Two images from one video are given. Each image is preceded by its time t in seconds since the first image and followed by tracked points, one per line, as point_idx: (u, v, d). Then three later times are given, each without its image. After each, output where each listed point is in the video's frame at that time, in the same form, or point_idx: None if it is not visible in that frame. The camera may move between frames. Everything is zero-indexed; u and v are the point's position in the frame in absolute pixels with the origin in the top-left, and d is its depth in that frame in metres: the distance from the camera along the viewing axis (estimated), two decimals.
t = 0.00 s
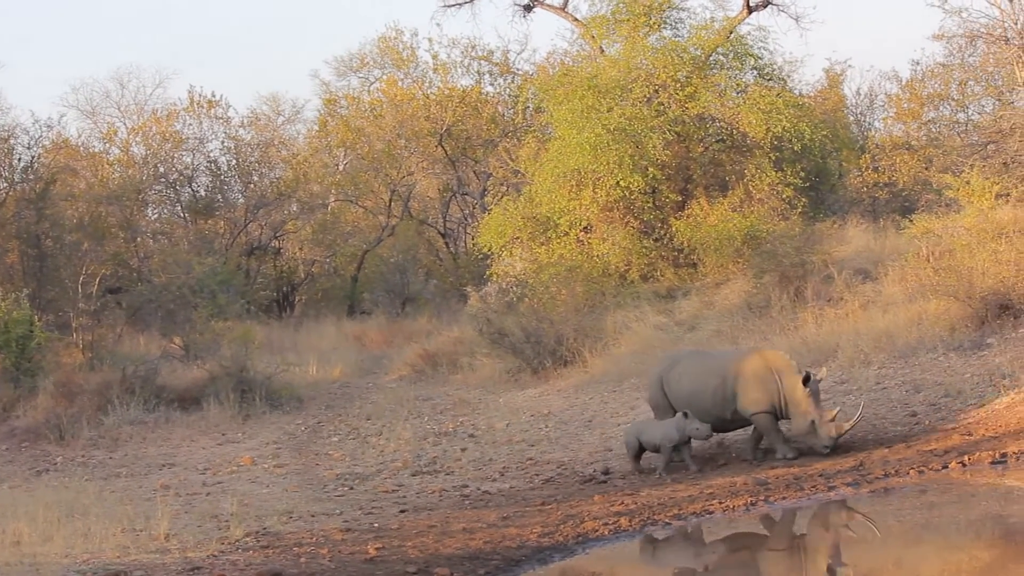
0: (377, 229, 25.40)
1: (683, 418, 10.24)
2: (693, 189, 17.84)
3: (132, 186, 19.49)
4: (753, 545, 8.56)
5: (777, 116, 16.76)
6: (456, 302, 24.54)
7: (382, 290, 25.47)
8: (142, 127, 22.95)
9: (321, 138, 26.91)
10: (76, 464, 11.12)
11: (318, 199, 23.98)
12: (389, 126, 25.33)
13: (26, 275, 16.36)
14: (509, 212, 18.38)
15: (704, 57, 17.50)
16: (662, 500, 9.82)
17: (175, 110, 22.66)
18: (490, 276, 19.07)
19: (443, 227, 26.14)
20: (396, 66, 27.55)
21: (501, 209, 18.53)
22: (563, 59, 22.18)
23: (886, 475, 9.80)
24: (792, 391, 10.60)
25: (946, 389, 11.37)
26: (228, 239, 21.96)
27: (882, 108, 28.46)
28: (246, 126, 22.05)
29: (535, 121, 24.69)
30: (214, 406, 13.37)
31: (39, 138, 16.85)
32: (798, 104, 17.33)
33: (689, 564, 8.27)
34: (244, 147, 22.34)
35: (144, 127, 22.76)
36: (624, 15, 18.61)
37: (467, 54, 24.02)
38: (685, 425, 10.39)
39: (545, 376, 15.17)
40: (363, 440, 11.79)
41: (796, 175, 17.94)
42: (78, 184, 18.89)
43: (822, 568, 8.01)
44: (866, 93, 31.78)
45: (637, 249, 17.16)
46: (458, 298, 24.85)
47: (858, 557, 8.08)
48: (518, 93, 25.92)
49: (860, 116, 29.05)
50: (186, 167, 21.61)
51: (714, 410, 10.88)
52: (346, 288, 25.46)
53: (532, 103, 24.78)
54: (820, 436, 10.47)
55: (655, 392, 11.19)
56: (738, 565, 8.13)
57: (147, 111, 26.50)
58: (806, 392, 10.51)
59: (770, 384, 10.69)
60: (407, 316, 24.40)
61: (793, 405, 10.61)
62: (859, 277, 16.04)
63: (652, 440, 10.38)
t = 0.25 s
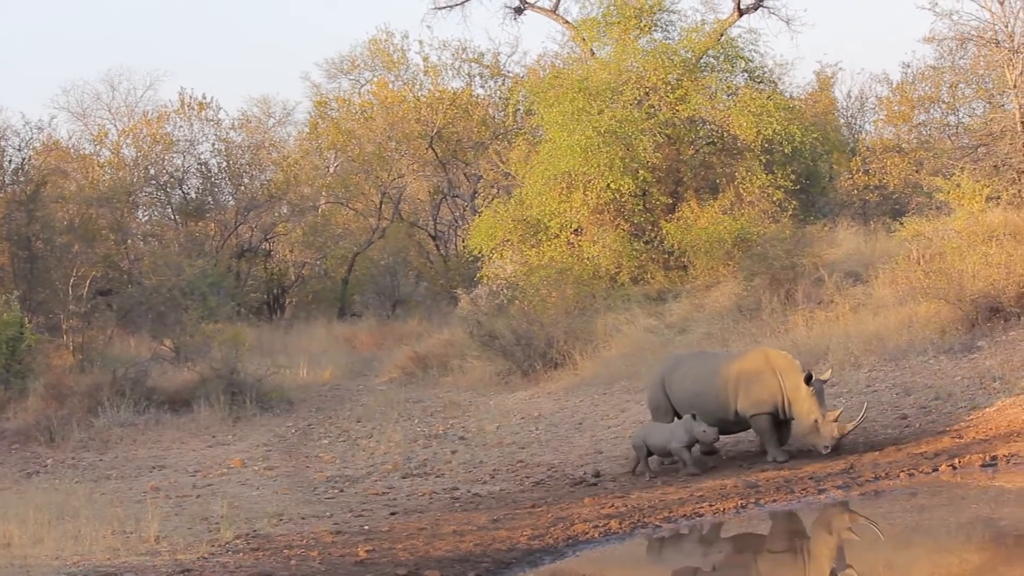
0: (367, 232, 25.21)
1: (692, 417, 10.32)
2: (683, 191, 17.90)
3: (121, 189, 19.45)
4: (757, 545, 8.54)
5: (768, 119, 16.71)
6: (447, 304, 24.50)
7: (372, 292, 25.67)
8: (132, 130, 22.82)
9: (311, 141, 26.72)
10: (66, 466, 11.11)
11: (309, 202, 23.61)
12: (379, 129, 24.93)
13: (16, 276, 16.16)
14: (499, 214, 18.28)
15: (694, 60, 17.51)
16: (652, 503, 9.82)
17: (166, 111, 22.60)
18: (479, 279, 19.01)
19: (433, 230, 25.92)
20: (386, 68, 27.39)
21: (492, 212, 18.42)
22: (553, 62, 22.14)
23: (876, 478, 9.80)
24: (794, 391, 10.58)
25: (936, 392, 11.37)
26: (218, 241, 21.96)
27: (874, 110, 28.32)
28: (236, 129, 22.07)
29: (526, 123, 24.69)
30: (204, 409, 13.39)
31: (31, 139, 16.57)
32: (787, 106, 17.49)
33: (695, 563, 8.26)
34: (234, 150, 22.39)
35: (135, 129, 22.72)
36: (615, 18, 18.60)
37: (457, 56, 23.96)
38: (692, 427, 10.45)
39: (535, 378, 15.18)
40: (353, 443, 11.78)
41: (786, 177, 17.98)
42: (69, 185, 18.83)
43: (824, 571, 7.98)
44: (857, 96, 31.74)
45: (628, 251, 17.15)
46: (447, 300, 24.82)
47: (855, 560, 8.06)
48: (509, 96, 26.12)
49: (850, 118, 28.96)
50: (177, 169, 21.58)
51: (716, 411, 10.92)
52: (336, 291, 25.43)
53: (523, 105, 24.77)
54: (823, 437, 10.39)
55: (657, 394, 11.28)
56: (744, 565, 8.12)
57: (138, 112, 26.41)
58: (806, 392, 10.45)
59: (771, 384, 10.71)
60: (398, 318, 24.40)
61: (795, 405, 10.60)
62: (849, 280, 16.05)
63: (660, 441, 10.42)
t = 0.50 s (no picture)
0: (351, 232, 25.35)
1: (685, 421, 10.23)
2: (667, 192, 17.83)
3: (105, 189, 18.99)
4: (753, 544, 8.52)
5: (752, 120, 16.89)
6: (429, 305, 24.40)
7: (355, 292, 25.63)
8: (115, 130, 22.43)
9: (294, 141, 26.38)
10: (50, 467, 11.12)
11: (293, 203, 24.22)
12: (364, 130, 24.64)
13: None
14: (483, 215, 18.25)
15: (678, 61, 17.56)
16: (636, 504, 9.82)
17: (151, 112, 22.42)
18: (463, 280, 18.95)
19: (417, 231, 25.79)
20: (370, 70, 26.92)
21: (476, 212, 18.42)
22: (538, 63, 22.08)
23: (860, 479, 9.81)
24: (792, 391, 10.55)
25: (919, 393, 11.41)
26: (203, 243, 21.81)
27: (858, 112, 27.76)
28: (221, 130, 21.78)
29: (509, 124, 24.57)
30: (189, 409, 13.45)
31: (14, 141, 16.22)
32: (770, 108, 17.53)
33: (689, 563, 8.28)
34: (219, 151, 22.38)
35: (118, 129, 22.14)
36: (599, 18, 18.30)
37: (441, 58, 23.87)
38: (686, 430, 10.38)
39: (519, 380, 15.19)
40: (337, 444, 11.78)
41: (772, 178, 17.84)
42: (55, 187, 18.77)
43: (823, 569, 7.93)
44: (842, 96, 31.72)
45: (612, 253, 17.02)
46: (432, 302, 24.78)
47: (850, 560, 8.02)
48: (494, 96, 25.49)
49: (835, 120, 28.32)
50: (160, 171, 21.29)
51: (714, 411, 10.91)
52: (319, 292, 25.58)
53: (507, 107, 24.85)
54: (823, 436, 10.36)
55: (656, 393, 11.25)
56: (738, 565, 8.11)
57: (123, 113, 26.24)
58: (805, 393, 10.41)
59: (769, 384, 10.69)
60: (382, 319, 24.43)
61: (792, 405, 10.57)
62: (833, 281, 16.08)
63: (654, 442, 10.38)
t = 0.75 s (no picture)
0: (334, 234, 25.42)
1: (682, 419, 10.28)
2: (651, 194, 17.92)
3: (89, 190, 18.72)
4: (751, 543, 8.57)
5: (735, 122, 16.89)
6: (413, 306, 24.43)
7: (340, 294, 25.59)
8: (99, 131, 21.94)
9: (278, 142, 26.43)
10: (34, 469, 11.11)
11: (276, 205, 23.55)
12: (347, 131, 24.77)
13: None
14: (467, 217, 18.34)
15: (662, 63, 17.66)
16: (620, 506, 9.82)
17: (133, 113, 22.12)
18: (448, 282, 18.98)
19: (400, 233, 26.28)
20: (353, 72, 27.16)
21: (459, 214, 18.51)
22: (522, 65, 22.11)
23: (844, 480, 9.83)
24: (794, 393, 10.57)
25: (903, 394, 11.44)
26: (186, 244, 21.98)
27: (840, 114, 27.66)
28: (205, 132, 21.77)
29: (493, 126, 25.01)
30: (172, 410, 13.65)
31: None
32: (753, 110, 17.53)
33: (687, 563, 8.29)
34: (202, 152, 22.13)
35: (102, 130, 21.86)
36: (582, 20, 18.54)
37: (425, 60, 23.87)
38: (683, 430, 10.40)
39: (503, 381, 15.18)
40: (321, 445, 11.79)
41: (755, 181, 17.92)
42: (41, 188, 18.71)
43: (826, 567, 8.04)
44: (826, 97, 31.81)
45: (595, 254, 17.15)
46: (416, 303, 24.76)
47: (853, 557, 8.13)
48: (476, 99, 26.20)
49: (817, 122, 28.12)
50: (143, 172, 21.38)
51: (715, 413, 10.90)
52: (303, 293, 25.42)
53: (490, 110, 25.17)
54: (826, 439, 10.34)
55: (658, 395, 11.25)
56: (740, 563, 8.21)
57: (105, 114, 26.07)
58: (808, 396, 10.44)
59: (771, 386, 10.69)
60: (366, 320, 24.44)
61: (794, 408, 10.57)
62: (817, 283, 16.13)
63: (652, 443, 10.38)
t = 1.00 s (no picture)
0: (325, 235, 25.38)
1: (688, 420, 10.24)
2: (642, 195, 17.94)
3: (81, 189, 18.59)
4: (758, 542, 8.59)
5: (725, 122, 16.84)
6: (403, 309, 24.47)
7: (330, 295, 25.76)
8: (89, 131, 21.83)
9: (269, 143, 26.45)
10: (25, 469, 11.12)
11: (268, 205, 23.45)
12: (338, 132, 24.69)
13: None
14: (458, 217, 18.26)
15: (653, 63, 17.58)
16: (610, 506, 9.81)
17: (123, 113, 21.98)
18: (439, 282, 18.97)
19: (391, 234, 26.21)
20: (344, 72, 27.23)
21: (450, 215, 18.42)
22: (513, 65, 22.08)
23: (835, 481, 9.83)
24: (807, 395, 10.46)
25: (894, 395, 11.44)
26: (177, 245, 21.79)
27: (831, 115, 27.71)
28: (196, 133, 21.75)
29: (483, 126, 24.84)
30: (163, 412, 13.78)
31: None
32: (744, 110, 17.45)
33: (693, 562, 8.26)
34: (192, 152, 22.07)
35: (92, 130, 21.72)
36: (573, 21, 18.55)
37: (417, 60, 23.84)
38: (688, 430, 10.38)
39: (494, 381, 15.11)
40: (312, 446, 11.79)
41: (745, 181, 18.01)
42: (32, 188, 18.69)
43: (836, 561, 8.07)
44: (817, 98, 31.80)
45: (586, 255, 17.23)
46: (406, 304, 24.74)
47: (862, 552, 8.17)
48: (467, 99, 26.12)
49: (807, 122, 28.18)
50: (134, 172, 21.36)
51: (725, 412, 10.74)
52: (294, 293, 25.45)
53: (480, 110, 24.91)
54: (837, 441, 10.32)
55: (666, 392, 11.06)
56: (750, 560, 8.23)
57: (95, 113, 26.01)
58: (820, 399, 10.34)
59: (784, 387, 10.56)
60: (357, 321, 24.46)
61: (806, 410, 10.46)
62: (807, 283, 16.17)
63: (658, 441, 10.38)
